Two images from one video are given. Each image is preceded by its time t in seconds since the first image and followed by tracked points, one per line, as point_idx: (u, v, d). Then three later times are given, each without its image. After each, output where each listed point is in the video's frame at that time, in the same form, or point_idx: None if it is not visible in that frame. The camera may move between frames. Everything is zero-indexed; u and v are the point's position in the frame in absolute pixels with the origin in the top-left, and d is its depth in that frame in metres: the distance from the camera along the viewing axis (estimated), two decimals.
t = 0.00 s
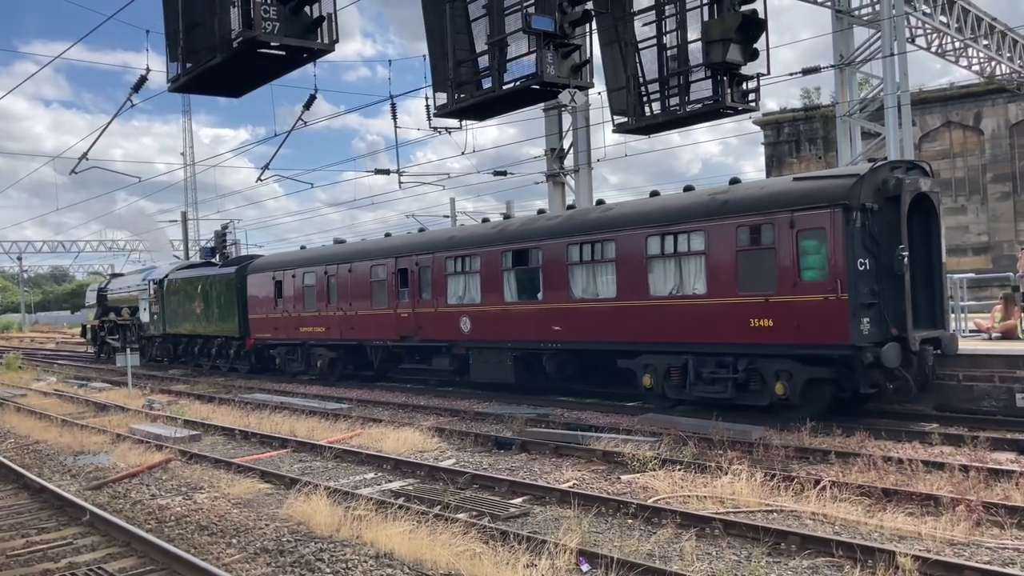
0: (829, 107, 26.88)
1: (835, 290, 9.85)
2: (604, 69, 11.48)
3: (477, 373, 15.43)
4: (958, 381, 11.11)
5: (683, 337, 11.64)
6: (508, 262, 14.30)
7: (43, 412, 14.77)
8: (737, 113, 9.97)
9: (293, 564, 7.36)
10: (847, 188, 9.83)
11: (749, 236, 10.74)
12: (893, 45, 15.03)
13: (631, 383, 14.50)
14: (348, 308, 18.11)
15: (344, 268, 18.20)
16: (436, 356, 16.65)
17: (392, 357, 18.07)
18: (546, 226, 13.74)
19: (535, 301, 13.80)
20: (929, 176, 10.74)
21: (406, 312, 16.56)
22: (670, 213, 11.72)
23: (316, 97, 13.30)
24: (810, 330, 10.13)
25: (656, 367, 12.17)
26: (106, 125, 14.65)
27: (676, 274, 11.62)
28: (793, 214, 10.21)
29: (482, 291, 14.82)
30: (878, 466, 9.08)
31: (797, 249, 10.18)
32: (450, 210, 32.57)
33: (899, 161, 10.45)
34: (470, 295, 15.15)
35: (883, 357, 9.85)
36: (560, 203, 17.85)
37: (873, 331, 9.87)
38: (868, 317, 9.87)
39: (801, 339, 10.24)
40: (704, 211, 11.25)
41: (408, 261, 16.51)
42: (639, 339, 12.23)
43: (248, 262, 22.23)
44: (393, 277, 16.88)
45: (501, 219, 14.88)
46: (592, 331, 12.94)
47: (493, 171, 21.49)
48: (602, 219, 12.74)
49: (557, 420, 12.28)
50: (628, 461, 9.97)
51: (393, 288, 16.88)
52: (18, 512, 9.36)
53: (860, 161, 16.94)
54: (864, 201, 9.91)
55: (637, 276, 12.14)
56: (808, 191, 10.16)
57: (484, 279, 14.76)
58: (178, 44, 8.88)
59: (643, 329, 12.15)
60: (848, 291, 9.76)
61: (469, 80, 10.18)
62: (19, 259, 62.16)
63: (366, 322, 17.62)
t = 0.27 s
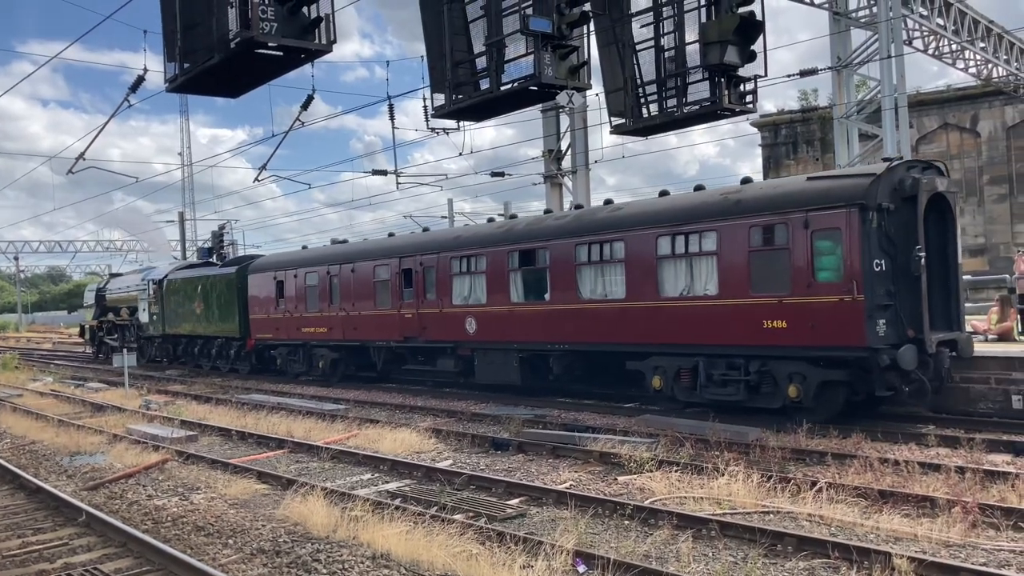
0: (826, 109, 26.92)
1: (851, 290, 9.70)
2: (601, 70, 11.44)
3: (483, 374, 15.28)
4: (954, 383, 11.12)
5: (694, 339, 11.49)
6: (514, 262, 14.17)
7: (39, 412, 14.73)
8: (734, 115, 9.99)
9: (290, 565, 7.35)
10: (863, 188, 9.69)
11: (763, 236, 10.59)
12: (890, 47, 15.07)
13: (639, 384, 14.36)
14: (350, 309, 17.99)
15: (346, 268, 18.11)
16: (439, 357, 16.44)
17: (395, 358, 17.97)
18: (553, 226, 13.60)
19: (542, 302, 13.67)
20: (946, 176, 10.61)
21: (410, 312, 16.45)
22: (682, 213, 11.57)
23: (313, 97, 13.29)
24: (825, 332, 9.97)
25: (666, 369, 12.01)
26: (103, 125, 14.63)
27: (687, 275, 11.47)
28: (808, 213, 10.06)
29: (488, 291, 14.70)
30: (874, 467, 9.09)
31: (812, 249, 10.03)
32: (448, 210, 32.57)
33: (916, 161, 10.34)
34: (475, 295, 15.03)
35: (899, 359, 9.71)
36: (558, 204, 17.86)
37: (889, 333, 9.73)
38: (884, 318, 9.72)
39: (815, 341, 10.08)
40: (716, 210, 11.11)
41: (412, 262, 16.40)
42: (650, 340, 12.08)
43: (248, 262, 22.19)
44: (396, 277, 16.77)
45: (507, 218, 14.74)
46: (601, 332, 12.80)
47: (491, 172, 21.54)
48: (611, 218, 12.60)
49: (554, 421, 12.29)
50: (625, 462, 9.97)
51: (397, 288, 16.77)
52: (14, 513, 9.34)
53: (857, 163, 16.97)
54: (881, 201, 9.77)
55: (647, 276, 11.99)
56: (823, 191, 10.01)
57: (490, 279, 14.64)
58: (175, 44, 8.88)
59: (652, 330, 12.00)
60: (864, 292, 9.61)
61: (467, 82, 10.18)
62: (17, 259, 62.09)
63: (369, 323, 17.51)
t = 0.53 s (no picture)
0: (822, 111, 26.96)
1: (866, 292, 9.62)
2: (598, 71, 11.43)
3: (487, 374, 15.18)
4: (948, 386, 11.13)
5: (703, 341, 11.38)
6: (520, 262, 14.07)
7: (33, 411, 14.69)
8: (731, 116, 10.00)
9: (284, 565, 7.34)
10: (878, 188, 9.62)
11: (775, 236, 10.51)
12: (886, 50, 15.10)
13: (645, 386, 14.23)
14: (352, 308, 17.92)
15: (348, 267, 18.03)
16: (442, 358, 16.31)
17: (396, 358, 17.90)
18: (560, 226, 13.50)
19: (547, 302, 13.56)
20: (960, 177, 10.56)
21: (412, 313, 16.35)
22: (692, 212, 11.48)
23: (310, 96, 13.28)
24: (838, 334, 9.88)
25: (674, 371, 11.87)
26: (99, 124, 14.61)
27: (697, 275, 11.38)
28: (821, 213, 9.99)
29: (493, 291, 14.58)
30: (868, 468, 9.11)
31: (825, 249, 9.95)
32: (444, 211, 32.55)
33: (931, 161, 10.28)
34: (479, 295, 14.91)
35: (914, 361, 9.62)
36: (554, 204, 17.87)
37: (904, 335, 9.65)
38: (899, 320, 9.65)
39: (828, 343, 9.98)
40: (727, 210, 11.03)
41: (415, 261, 16.30)
42: (658, 341, 11.96)
43: (247, 261, 22.11)
44: (399, 276, 16.67)
45: (512, 218, 14.64)
46: (608, 333, 12.67)
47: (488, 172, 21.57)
48: (619, 218, 12.50)
49: (549, 421, 12.30)
50: (620, 463, 9.98)
51: (399, 287, 16.67)
52: (7, 512, 9.31)
53: (853, 166, 17.00)
54: (896, 201, 9.71)
55: (656, 276, 11.90)
56: (837, 191, 9.94)
57: (495, 279, 14.53)
58: (172, 43, 8.86)
59: (661, 331, 11.89)
60: (878, 293, 9.53)
61: (463, 82, 10.18)
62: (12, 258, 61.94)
63: (371, 323, 17.42)
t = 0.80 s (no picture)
0: (817, 112, 27.01)
1: (880, 292, 9.47)
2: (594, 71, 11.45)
3: (490, 374, 15.05)
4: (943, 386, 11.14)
5: (712, 341, 11.23)
6: (525, 261, 13.90)
7: (27, 410, 14.64)
8: (726, 117, 10.02)
9: (278, 564, 7.33)
10: (893, 186, 9.46)
11: (787, 235, 10.35)
12: (881, 51, 15.15)
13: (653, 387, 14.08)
14: (353, 308, 17.79)
15: (349, 266, 17.91)
16: (444, 358, 16.19)
17: (398, 358, 17.73)
18: (565, 224, 13.33)
19: (552, 302, 13.40)
20: (974, 175, 10.47)
21: (414, 312, 16.21)
22: (701, 211, 11.31)
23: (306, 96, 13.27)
24: (852, 335, 9.74)
25: (682, 372, 11.72)
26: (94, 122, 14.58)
27: (706, 275, 11.22)
28: (835, 212, 9.83)
29: (496, 291, 14.42)
30: (862, 469, 9.13)
31: (839, 248, 9.79)
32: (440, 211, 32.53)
33: (945, 160, 10.19)
34: (482, 295, 14.75)
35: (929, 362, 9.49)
36: (549, 205, 17.88)
37: (919, 336, 9.50)
38: (913, 321, 9.50)
39: (841, 344, 9.84)
40: (738, 208, 10.86)
41: (417, 261, 16.16)
42: (666, 342, 11.80)
43: (245, 260, 22.04)
44: (401, 276, 16.53)
45: (516, 216, 14.48)
46: (615, 333, 12.53)
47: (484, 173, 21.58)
48: (626, 216, 12.34)
49: (544, 421, 12.30)
50: (615, 463, 9.99)
51: (401, 287, 16.53)
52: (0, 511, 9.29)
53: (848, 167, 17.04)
54: (911, 200, 9.57)
55: (664, 276, 11.74)
56: (850, 190, 9.78)
57: (499, 278, 14.37)
58: (167, 42, 8.84)
59: (669, 331, 11.74)
60: (893, 294, 9.39)
61: (459, 82, 10.19)
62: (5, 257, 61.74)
63: (372, 323, 17.30)
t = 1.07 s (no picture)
0: (811, 112, 27.05)
1: (894, 292, 9.38)
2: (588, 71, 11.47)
3: (494, 375, 14.95)
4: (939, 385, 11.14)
5: (721, 341, 11.14)
6: (529, 260, 13.78)
7: (19, 411, 14.59)
8: (719, 118, 10.05)
9: (272, 565, 7.32)
10: (907, 185, 9.35)
11: (797, 234, 10.26)
12: (874, 52, 15.20)
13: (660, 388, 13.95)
14: (353, 308, 17.66)
15: (349, 266, 17.76)
16: (446, 358, 16.11)
17: (399, 359, 17.57)
18: (569, 223, 13.21)
19: (557, 302, 13.30)
20: (987, 173, 10.27)
21: (416, 312, 16.09)
22: (710, 210, 11.19)
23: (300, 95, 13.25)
24: (864, 335, 9.66)
25: (690, 372, 11.63)
26: (86, 122, 14.55)
27: (715, 274, 11.12)
28: (847, 212, 9.74)
29: (500, 291, 14.30)
30: (856, 468, 9.16)
31: (851, 248, 9.70)
32: (434, 210, 32.52)
33: (958, 158, 10.01)
34: (485, 295, 14.63)
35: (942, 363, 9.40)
36: (544, 205, 17.89)
37: (932, 336, 9.41)
38: (927, 321, 9.41)
39: (853, 344, 9.76)
40: (747, 207, 10.76)
41: (419, 260, 16.02)
42: (674, 342, 11.71)
43: (243, 260, 21.97)
44: (402, 275, 16.39)
45: (519, 215, 14.35)
46: (621, 334, 12.43)
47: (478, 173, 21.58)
48: (632, 215, 12.23)
49: (538, 422, 12.31)
50: (609, 463, 10.00)
51: (402, 287, 16.40)
52: None
53: (842, 167, 17.08)
54: (925, 198, 9.44)
55: (672, 276, 11.63)
56: (862, 188, 9.69)
57: (502, 278, 14.24)
58: (161, 41, 8.82)
59: (677, 331, 11.64)
60: (907, 294, 9.30)
61: (453, 82, 10.19)
62: None
63: (372, 323, 17.18)
